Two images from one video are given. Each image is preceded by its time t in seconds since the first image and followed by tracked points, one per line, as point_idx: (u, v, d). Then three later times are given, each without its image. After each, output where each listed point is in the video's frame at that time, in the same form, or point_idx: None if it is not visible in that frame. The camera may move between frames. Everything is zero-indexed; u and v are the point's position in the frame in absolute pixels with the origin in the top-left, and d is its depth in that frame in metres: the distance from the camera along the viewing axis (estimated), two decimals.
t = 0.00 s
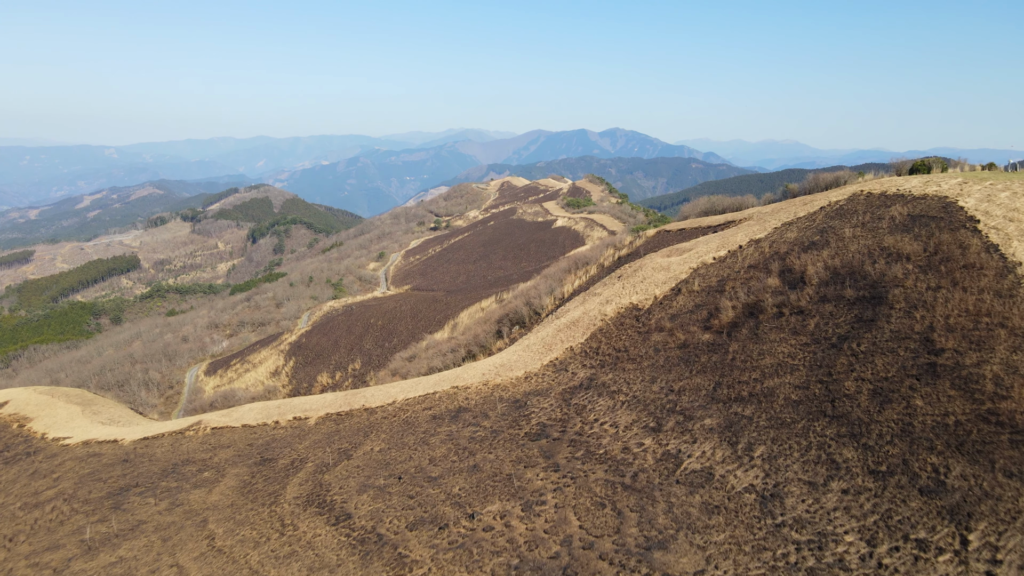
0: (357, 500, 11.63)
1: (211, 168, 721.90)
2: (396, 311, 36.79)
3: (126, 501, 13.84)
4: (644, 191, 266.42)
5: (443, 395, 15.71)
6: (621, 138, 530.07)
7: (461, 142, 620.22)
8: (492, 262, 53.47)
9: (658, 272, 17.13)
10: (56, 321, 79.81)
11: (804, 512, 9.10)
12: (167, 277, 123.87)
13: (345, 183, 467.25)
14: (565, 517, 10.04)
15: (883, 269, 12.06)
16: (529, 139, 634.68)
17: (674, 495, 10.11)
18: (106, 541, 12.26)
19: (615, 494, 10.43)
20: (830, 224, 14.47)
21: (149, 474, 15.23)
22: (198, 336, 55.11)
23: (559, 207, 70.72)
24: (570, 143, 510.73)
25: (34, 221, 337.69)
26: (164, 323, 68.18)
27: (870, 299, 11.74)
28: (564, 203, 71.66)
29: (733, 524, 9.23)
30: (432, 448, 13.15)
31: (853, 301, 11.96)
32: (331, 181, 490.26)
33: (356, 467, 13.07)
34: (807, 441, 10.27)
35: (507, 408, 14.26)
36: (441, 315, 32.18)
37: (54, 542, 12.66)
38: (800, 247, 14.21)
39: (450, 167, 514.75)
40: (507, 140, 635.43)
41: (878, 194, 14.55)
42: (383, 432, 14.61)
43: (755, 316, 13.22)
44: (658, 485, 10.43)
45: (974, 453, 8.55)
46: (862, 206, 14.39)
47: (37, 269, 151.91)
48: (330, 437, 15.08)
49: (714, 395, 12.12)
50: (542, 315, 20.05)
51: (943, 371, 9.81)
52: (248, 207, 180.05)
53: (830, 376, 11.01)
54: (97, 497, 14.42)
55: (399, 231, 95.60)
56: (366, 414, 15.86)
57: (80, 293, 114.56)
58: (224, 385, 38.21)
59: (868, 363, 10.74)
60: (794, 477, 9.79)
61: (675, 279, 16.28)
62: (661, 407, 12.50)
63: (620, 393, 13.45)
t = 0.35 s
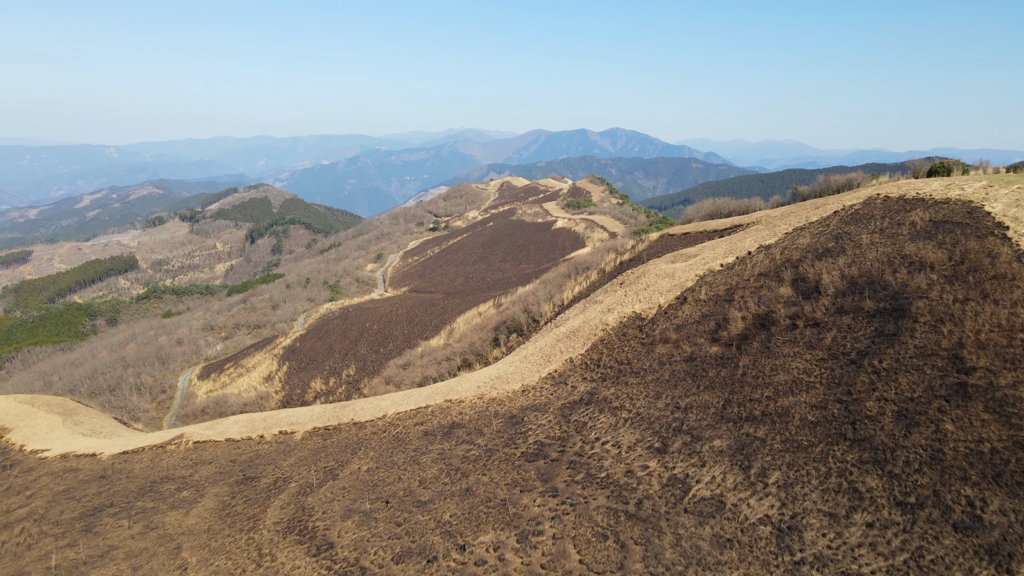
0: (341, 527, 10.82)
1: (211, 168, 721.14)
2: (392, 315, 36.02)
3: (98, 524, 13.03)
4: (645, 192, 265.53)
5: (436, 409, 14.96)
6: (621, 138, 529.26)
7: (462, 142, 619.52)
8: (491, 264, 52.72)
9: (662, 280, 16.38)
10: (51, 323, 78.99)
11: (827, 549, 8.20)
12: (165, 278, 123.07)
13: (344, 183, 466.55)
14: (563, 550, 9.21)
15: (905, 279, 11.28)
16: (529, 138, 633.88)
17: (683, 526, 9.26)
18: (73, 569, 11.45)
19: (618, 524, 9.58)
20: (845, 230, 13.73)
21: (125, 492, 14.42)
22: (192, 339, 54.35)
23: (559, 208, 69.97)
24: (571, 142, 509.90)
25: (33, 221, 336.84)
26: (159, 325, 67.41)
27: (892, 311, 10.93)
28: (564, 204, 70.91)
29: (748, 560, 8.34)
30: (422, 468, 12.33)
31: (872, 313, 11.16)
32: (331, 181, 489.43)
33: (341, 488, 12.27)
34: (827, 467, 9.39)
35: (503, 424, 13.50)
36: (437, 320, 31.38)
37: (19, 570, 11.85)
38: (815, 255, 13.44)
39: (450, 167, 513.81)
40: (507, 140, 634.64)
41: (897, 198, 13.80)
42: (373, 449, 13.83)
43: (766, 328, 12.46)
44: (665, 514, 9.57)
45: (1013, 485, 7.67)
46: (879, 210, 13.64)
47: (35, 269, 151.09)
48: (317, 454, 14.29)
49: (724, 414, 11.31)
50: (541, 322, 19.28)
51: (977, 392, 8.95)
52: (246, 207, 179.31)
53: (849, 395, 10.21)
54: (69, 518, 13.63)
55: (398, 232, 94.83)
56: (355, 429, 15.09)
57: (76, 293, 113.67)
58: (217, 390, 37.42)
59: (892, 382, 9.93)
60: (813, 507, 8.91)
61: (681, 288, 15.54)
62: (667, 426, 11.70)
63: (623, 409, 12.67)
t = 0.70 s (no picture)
0: (323, 559, 10.01)
1: (211, 168, 720.78)
2: (388, 318, 35.23)
3: (67, 550, 12.22)
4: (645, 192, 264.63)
5: (428, 425, 14.19)
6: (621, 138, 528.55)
7: (462, 142, 619.51)
8: (490, 265, 51.96)
9: (667, 288, 15.63)
10: (46, 324, 78.28)
11: None
12: (162, 279, 122.33)
13: (344, 183, 465.71)
14: None
15: (930, 290, 10.46)
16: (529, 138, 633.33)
17: (693, 563, 8.39)
18: None
19: (622, 559, 8.73)
20: (863, 236, 12.97)
21: (99, 514, 13.60)
22: (187, 342, 53.57)
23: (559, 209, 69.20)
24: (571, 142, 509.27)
25: (33, 221, 336.15)
26: (154, 327, 66.63)
27: (917, 325, 10.10)
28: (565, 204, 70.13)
29: None
30: (412, 491, 11.51)
31: (896, 328, 10.32)
32: (331, 181, 489.68)
33: (325, 513, 11.46)
34: (850, 498, 8.45)
35: (499, 442, 12.71)
36: (434, 325, 30.53)
37: None
38: (829, 264, 12.67)
39: (450, 167, 512.95)
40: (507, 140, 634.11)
41: (917, 202, 13.03)
42: (360, 468, 13.03)
43: (780, 342, 11.67)
44: (674, 550, 8.70)
45: None
46: (899, 216, 12.86)
47: (33, 269, 150.32)
48: (302, 473, 13.48)
49: (736, 436, 10.47)
50: (539, 330, 18.49)
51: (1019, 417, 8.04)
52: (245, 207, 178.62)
53: (873, 418, 9.35)
54: (37, 542, 12.82)
55: (397, 233, 94.13)
56: (343, 445, 14.30)
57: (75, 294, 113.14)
58: (209, 395, 36.66)
59: (920, 405, 9.05)
60: (837, 542, 7.97)
61: (687, 297, 14.80)
62: (674, 447, 10.88)
63: (626, 428, 11.86)
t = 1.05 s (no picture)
0: None
1: (211, 168, 720.16)
2: (384, 322, 34.47)
3: None
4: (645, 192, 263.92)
5: (420, 443, 13.43)
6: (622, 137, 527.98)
7: (462, 142, 619.09)
8: (489, 267, 51.24)
9: (673, 296, 14.90)
10: (41, 326, 77.51)
11: None
12: (160, 279, 121.55)
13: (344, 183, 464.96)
14: None
15: (960, 304, 9.65)
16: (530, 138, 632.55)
17: None
18: None
19: None
20: (882, 244, 12.24)
21: (69, 537, 12.78)
22: (181, 345, 52.82)
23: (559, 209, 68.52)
24: (571, 142, 508.67)
25: (33, 220, 335.42)
26: (150, 329, 65.81)
27: (947, 342, 9.24)
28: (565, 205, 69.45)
29: None
30: (399, 518, 10.68)
31: (922, 345, 9.49)
32: (331, 181, 488.81)
33: (306, 541, 10.64)
34: (878, 534, 7.38)
35: (494, 463, 11.91)
36: (430, 330, 29.74)
37: None
38: (847, 274, 11.93)
39: (450, 167, 512.24)
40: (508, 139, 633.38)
41: (940, 207, 12.32)
42: (346, 489, 12.23)
43: (795, 358, 10.88)
44: None
45: None
46: (921, 222, 12.14)
47: (30, 270, 149.48)
48: (284, 494, 12.68)
49: (749, 461, 9.59)
50: (538, 339, 17.72)
51: None
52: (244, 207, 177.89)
53: (901, 444, 8.42)
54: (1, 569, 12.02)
55: (395, 233, 93.41)
56: (329, 464, 13.53)
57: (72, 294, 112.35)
58: (201, 400, 35.88)
59: (953, 430, 8.12)
60: None
61: (694, 307, 14.08)
62: (681, 472, 10.00)
63: (629, 450, 11.05)
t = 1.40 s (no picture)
0: None
1: (211, 168, 719.19)
2: (379, 327, 33.69)
3: None
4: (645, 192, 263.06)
5: (410, 463, 12.66)
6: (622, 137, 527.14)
7: (462, 142, 618.19)
8: (487, 269, 50.48)
9: (680, 306, 14.13)
10: (36, 328, 76.68)
11: None
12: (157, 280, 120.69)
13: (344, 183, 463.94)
14: None
15: (995, 319, 8.80)
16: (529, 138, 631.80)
17: None
18: None
19: None
20: (905, 252, 11.50)
21: (33, 565, 11.94)
22: (175, 348, 52.02)
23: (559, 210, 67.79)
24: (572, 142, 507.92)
25: (32, 220, 334.42)
26: (145, 332, 65.00)
27: (982, 362, 8.36)
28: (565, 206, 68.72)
29: None
30: (385, 549, 9.83)
31: (955, 364, 8.64)
32: (331, 181, 488.02)
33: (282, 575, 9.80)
34: None
35: (489, 487, 11.10)
36: (427, 335, 28.90)
37: None
38: (867, 284, 11.18)
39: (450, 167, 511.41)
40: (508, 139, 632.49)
41: (967, 213, 11.60)
42: (331, 514, 11.43)
43: (814, 376, 10.09)
44: None
45: None
46: (947, 229, 11.40)
47: (28, 270, 148.57)
48: (264, 518, 11.86)
49: (765, 491, 8.70)
50: (537, 349, 16.94)
51: None
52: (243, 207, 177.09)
53: (934, 476, 7.51)
54: None
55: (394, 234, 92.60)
56: (314, 485, 12.75)
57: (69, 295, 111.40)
58: (193, 406, 35.07)
59: (995, 461, 7.18)
60: None
61: (702, 318, 13.34)
62: (691, 502, 9.10)
63: (634, 474, 10.20)
